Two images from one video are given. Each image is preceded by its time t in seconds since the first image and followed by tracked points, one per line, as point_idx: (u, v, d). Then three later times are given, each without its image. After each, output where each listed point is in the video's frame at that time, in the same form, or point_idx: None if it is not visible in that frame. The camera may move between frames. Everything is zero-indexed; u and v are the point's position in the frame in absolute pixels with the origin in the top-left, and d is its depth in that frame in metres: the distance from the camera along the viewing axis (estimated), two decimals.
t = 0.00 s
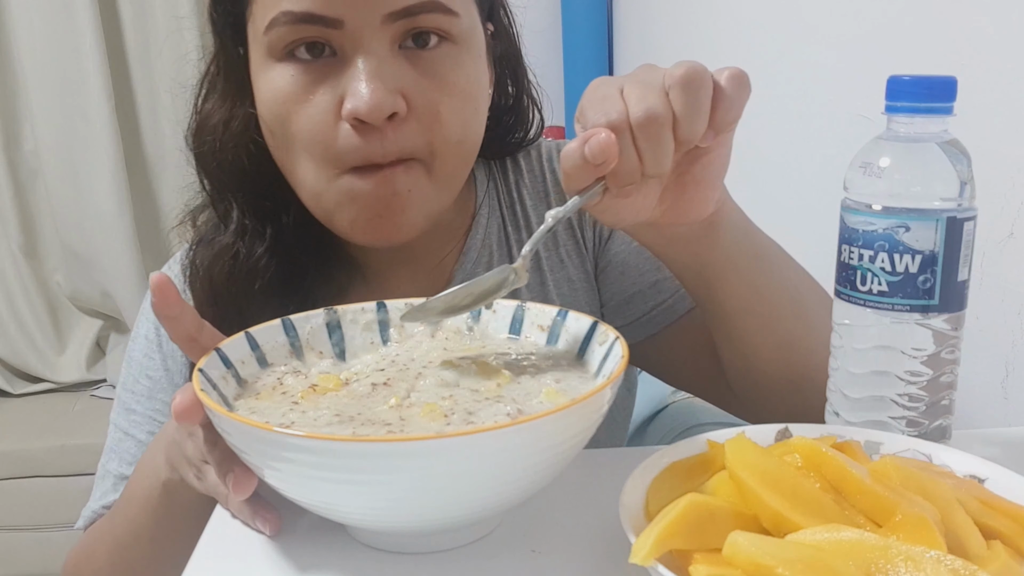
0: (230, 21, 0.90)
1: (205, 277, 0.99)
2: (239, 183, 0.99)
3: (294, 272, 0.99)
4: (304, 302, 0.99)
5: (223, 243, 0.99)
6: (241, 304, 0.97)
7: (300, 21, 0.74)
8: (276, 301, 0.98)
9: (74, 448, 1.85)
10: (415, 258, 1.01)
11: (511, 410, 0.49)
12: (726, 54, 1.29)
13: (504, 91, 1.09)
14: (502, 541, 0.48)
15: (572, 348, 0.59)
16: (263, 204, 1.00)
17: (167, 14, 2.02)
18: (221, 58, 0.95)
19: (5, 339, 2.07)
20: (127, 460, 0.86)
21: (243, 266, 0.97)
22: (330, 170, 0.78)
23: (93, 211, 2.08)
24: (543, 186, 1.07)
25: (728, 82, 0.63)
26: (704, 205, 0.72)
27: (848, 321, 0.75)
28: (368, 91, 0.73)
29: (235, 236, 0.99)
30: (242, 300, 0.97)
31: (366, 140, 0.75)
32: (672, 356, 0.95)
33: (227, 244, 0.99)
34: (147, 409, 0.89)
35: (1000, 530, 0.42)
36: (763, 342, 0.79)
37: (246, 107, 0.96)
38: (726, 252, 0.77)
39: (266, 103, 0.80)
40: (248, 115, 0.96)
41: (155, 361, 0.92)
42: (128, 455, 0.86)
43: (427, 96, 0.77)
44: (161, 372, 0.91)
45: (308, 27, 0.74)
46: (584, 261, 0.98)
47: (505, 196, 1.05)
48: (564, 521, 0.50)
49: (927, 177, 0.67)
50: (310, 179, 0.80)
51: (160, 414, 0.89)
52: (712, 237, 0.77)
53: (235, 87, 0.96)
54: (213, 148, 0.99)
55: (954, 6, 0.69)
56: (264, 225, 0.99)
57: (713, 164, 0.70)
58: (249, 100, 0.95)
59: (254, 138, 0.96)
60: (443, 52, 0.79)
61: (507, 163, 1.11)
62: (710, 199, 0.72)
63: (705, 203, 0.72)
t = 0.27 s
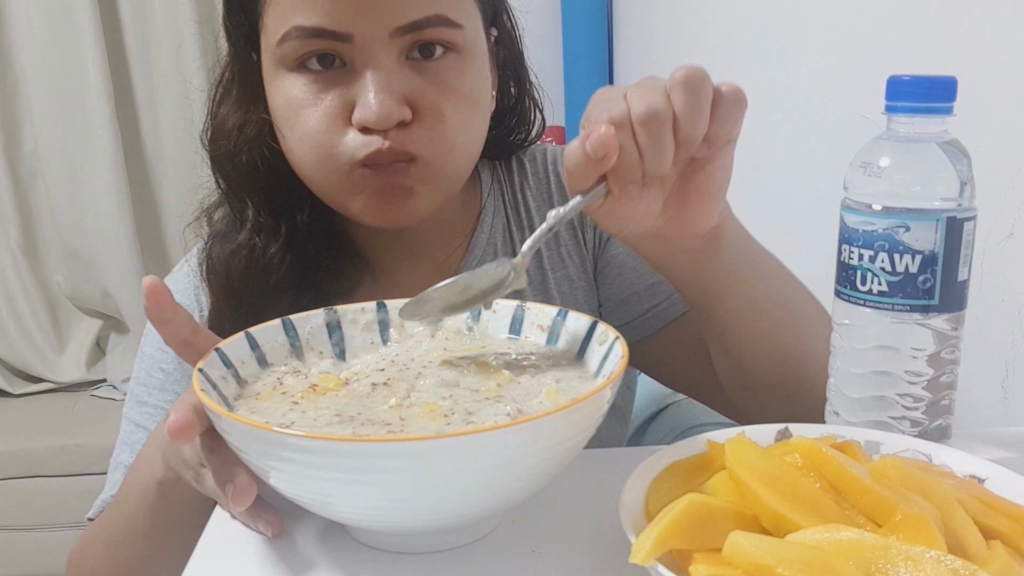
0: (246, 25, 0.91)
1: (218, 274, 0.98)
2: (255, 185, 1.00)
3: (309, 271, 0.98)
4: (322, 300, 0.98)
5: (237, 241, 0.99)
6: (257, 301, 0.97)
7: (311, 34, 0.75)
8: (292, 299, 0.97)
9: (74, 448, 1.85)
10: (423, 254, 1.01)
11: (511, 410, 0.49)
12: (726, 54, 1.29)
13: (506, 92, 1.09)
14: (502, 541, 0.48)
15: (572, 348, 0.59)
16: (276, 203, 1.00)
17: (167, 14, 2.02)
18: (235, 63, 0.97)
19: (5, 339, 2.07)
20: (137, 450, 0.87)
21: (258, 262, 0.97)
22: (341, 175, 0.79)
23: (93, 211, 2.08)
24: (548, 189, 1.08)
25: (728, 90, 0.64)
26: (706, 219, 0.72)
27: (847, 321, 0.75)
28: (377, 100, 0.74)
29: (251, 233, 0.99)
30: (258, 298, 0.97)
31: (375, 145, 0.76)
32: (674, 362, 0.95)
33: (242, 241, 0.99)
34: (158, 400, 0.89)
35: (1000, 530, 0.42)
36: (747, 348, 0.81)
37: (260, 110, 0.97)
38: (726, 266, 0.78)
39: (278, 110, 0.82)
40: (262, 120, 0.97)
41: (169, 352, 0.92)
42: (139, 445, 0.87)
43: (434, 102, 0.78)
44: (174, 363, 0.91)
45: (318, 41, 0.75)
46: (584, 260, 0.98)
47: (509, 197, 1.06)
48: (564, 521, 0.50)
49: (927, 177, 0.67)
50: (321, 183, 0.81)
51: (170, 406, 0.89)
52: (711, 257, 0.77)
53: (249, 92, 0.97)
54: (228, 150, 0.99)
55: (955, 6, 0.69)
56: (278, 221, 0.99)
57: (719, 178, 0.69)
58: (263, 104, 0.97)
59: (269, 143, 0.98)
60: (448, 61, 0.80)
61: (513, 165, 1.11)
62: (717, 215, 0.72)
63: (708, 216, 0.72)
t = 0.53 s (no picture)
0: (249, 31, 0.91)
1: (225, 272, 0.98)
2: (265, 185, 1.00)
3: (317, 268, 0.98)
4: (331, 298, 0.98)
5: (246, 238, 0.99)
6: (266, 297, 0.96)
7: (318, 50, 0.75)
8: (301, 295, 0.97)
9: (74, 447, 1.85)
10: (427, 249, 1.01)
11: (511, 410, 0.49)
12: (726, 54, 1.29)
13: (505, 91, 1.09)
14: (503, 541, 0.48)
15: (572, 349, 0.59)
16: (285, 202, 1.01)
17: (167, 14, 2.02)
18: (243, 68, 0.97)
19: (5, 339, 2.07)
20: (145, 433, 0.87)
21: (267, 260, 0.97)
22: (348, 184, 0.81)
23: (93, 211, 2.08)
24: (549, 189, 1.08)
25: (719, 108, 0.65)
26: (702, 237, 0.72)
27: (847, 321, 0.76)
28: (379, 112, 0.75)
29: (261, 230, 0.99)
30: (269, 294, 0.97)
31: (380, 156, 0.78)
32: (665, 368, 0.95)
33: (252, 238, 0.99)
34: (170, 386, 0.90)
35: (1000, 530, 0.42)
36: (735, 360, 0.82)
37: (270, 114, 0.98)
38: (727, 277, 0.78)
39: (286, 118, 0.83)
40: (271, 125, 0.98)
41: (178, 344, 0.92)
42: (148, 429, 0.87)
43: (435, 112, 0.79)
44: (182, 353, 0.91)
45: (325, 57, 0.76)
46: (582, 260, 0.99)
47: (511, 198, 1.07)
48: (564, 521, 0.50)
49: (927, 177, 0.67)
50: (330, 190, 0.84)
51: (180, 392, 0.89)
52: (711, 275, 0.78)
53: (258, 96, 0.98)
54: (238, 151, 1.00)
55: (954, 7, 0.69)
56: (287, 220, 1.00)
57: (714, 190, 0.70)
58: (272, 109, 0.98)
59: (278, 148, 0.98)
60: (449, 72, 0.80)
61: (515, 165, 1.12)
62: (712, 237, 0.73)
63: (703, 236, 0.72)
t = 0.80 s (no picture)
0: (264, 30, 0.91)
1: (233, 265, 0.98)
2: (275, 179, 1.00)
3: (324, 261, 0.99)
4: (338, 291, 0.99)
5: (255, 231, 0.99)
6: (273, 293, 0.97)
7: (333, 52, 0.75)
8: (308, 288, 0.97)
9: (74, 447, 1.85)
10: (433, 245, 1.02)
11: (511, 410, 0.49)
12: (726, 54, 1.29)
13: (508, 90, 1.09)
14: (503, 541, 0.48)
15: (571, 349, 0.59)
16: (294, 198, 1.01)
17: (167, 14, 2.02)
18: (256, 64, 0.97)
19: (5, 339, 2.07)
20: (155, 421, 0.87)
21: (275, 254, 0.97)
22: (361, 181, 0.82)
23: (93, 211, 2.08)
24: (553, 189, 1.09)
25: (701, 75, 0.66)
26: (708, 227, 0.73)
27: (848, 321, 0.76)
28: (393, 113, 0.75)
29: (270, 224, 0.99)
30: (276, 286, 0.97)
31: (392, 154, 0.78)
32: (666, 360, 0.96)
33: (261, 231, 0.99)
34: (179, 374, 0.89)
35: (1000, 530, 0.42)
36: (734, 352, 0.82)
37: (282, 112, 0.98)
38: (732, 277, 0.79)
39: (299, 116, 0.83)
40: (284, 122, 0.98)
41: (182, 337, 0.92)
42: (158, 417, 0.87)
43: (447, 113, 0.79)
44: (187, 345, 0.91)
45: (340, 59, 0.76)
46: (582, 254, 1.01)
47: (514, 196, 1.07)
48: (564, 521, 0.50)
49: (927, 177, 0.67)
50: (342, 188, 0.84)
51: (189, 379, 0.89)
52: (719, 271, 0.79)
53: (271, 93, 0.98)
54: (249, 148, 1.00)
55: (955, 7, 0.69)
56: (297, 214, 1.00)
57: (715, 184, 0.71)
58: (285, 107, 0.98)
59: (289, 145, 0.99)
60: (460, 73, 0.80)
61: (519, 164, 1.12)
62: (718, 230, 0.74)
63: (709, 225, 0.73)
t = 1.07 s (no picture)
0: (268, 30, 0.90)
1: (237, 265, 0.98)
2: (279, 178, 1.00)
3: (328, 258, 0.99)
4: (342, 288, 0.99)
5: (260, 230, 0.99)
6: (278, 291, 0.97)
7: (338, 54, 0.75)
8: (312, 285, 0.98)
9: (74, 448, 1.85)
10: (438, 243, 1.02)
11: (512, 410, 0.49)
12: (726, 54, 1.29)
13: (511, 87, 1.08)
14: (503, 540, 0.48)
15: (572, 349, 0.59)
16: (298, 198, 1.01)
17: (167, 14, 2.02)
18: (258, 64, 0.96)
19: (5, 339, 2.07)
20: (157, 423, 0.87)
21: (278, 252, 0.97)
22: (363, 186, 0.82)
23: (93, 211, 2.08)
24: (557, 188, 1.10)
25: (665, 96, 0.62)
26: (696, 246, 0.72)
27: (847, 321, 0.75)
28: (398, 115, 0.75)
29: (274, 224, 0.99)
30: (281, 285, 0.97)
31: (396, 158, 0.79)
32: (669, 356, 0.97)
33: (265, 230, 0.99)
34: (180, 374, 0.90)
35: (1000, 530, 0.42)
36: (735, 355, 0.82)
37: (286, 113, 0.96)
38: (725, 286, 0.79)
39: (302, 119, 0.83)
40: (288, 122, 0.96)
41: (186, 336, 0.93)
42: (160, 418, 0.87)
43: (450, 115, 0.79)
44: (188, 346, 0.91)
45: (344, 61, 0.75)
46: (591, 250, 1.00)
47: (518, 196, 1.08)
48: (564, 521, 0.50)
49: (927, 177, 0.67)
50: (344, 191, 0.84)
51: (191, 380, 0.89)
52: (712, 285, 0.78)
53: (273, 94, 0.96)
54: (252, 147, 1.00)
55: (954, 7, 0.69)
56: (301, 213, 1.00)
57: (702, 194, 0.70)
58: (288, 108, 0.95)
59: (293, 144, 0.98)
60: (465, 74, 0.80)
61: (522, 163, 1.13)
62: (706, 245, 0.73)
63: (696, 242, 0.72)
